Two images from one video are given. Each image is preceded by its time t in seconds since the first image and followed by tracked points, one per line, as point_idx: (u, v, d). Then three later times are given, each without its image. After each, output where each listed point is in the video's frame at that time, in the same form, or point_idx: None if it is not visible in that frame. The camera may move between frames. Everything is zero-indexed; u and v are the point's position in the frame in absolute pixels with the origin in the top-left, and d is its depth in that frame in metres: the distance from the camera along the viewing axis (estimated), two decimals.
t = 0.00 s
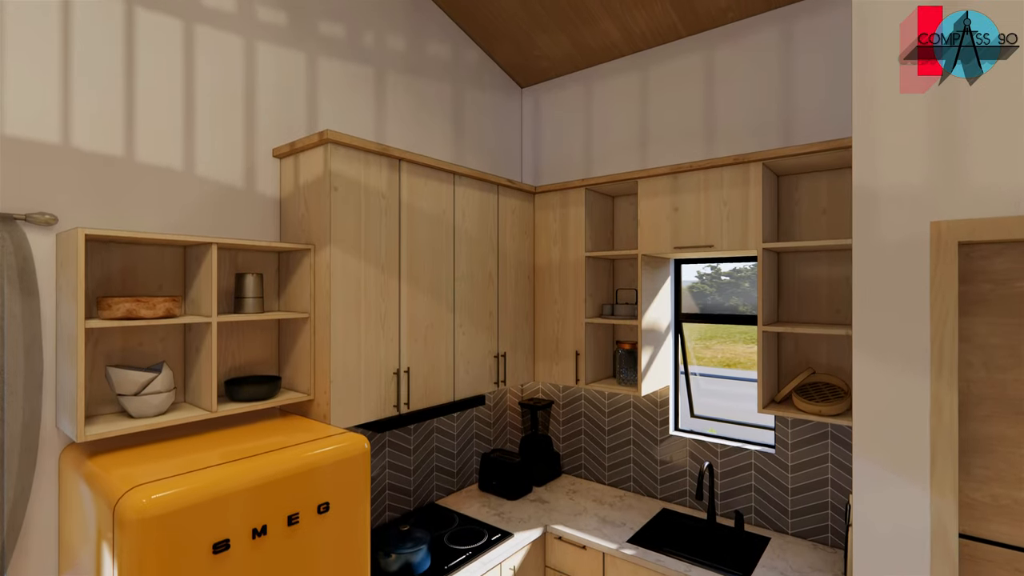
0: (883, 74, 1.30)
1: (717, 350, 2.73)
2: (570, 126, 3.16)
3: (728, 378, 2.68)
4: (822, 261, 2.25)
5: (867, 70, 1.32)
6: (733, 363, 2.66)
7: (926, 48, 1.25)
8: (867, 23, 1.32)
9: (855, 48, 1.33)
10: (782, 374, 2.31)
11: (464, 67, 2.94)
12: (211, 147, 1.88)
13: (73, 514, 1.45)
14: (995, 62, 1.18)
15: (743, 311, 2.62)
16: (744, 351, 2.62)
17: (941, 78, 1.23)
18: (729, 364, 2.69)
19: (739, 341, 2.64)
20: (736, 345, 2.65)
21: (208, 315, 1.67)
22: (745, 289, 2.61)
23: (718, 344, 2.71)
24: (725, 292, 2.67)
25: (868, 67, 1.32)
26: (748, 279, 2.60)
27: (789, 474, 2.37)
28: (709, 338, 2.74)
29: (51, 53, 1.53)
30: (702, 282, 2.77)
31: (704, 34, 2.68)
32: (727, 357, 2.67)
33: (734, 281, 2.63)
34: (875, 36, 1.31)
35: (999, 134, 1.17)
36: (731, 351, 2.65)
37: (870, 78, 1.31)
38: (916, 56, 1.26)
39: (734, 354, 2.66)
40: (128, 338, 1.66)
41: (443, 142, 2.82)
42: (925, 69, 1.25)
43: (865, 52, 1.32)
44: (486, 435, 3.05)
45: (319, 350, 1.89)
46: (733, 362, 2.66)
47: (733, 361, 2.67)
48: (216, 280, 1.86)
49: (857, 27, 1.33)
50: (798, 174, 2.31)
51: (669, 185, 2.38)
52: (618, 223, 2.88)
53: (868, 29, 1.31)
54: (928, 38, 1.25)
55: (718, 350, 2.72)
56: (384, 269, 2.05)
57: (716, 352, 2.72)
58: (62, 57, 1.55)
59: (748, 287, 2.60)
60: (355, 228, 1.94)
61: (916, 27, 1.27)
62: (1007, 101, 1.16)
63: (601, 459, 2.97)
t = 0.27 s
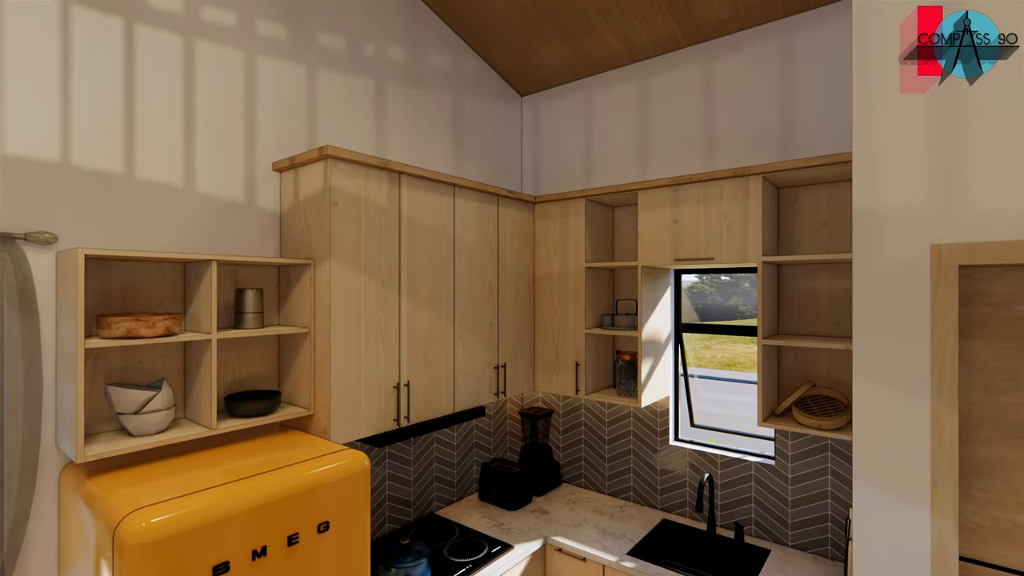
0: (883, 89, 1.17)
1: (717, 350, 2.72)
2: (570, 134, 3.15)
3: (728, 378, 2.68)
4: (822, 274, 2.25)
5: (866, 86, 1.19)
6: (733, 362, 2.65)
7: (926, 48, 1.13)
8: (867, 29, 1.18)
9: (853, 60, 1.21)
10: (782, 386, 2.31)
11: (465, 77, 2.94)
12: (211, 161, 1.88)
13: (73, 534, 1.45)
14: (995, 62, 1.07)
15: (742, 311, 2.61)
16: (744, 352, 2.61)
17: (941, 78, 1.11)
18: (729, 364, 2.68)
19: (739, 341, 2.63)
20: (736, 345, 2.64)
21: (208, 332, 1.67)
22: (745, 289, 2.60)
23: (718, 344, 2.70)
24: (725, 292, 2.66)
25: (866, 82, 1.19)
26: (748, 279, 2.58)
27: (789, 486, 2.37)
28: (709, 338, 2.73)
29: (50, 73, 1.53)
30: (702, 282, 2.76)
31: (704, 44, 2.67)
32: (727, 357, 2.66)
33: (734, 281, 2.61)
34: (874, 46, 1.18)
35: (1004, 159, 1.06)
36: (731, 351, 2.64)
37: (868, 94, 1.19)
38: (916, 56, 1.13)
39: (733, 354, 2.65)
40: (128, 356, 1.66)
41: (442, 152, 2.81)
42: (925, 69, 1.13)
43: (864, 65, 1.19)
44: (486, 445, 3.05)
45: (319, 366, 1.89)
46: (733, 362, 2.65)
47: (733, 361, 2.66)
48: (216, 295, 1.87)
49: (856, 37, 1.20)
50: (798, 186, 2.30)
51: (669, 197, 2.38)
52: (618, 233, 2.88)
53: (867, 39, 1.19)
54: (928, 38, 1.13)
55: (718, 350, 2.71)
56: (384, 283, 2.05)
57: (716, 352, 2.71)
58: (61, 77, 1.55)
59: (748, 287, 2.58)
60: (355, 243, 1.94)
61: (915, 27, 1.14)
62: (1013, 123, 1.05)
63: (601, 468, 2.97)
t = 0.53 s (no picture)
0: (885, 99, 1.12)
1: (717, 350, 2.71)
2: (569, 144, 3.15)
3: (728, 377, 2.66)
4: (822, 287, 2.25)
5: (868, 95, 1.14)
6: (733, 363, 2.64)
7: (925, 48, 1.09)
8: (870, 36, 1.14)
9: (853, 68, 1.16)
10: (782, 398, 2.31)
11: (465, 86, 2.94)
12: (211, 176, 1.88)
13: (71, 555, 1.45)
14: (995, 63, 1.03)
15: (742, 311, 2.59)
16: (744, 352, 2.61)
17: (941, 78, 1.08)
18: (729, 364, 2.67)
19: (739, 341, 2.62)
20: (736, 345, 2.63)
21: (207, 349, 1.67)
22: (746, 289, 2.58)
23: (718, 344, 2.69)
24: (725, 291, 2.64)
25: (867, 90, 1.15)
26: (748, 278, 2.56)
27: (789, 498, 2.36)
28: (709, 338, 2.72)
29: (50, 92, 1.54)
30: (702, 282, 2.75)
31: (704, 55, 2.67)
32: (727, 357, 2.65)
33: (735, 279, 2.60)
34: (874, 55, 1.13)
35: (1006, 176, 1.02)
36: (731, 351, 2.63)
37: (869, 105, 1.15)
38: (915, 56, 1.10)
39: (734, 355, 2.64)
40: (127, 373, 1.66)
41: (442, 162, 2.80)
42: (925, 69, 1.09)
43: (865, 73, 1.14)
44: (486, 454, 3.04)
45: (318, 380, 1.89)
46: (733, 362, 2.64)
47: (733, 361, 2.65)
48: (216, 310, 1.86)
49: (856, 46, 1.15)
50: (798, 198, 2.30)
51: (669, 209, 2.38)
52: (618, 243, 2.87)
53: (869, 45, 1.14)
54: (928, 38, 1.09)
55: (718, 350, 2.70)
56: (384, 297, 2.05)
57: (716, 352, 2.70)
58: (60, 96, 1.56)
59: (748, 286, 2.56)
60: (355, 258, 1.94)
61: (914, 27, 1.10)
62: (1012, 139, 1.01)
63: (601, 477, 2.97)
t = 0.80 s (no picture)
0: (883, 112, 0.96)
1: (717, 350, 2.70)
2: (569, 153, 3.15)
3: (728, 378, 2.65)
4: (822, 299, 2.24)
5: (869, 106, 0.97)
6: (733, 363, 2.63)
7: (925, 49, 0.93)
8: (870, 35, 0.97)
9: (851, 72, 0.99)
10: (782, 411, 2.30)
11: (465, 95, 2.93)
12: (210, 190, 1.87)
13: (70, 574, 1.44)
14: (996, 64, 0.88)
15: (742, 311, 2.56)
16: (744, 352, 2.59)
17: (941, 79, 0.92)
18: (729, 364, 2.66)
19: (739, 342, 2.61)
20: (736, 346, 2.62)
21: (206, 366, 1.67)
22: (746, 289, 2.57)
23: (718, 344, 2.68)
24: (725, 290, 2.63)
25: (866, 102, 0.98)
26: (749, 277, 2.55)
27: (790, 510, 2.36)
28: (709, 337, 2.72)
29: (49, 110, 1.53)
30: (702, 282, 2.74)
31: (704, 65, 2.67)
32: (727, 357, 2.64)
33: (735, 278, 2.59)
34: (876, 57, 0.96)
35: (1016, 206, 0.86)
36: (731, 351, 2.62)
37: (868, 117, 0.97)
38: (914, 57, 0.93)
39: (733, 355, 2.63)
40: (125, 390, 1.65)
41: (441, 172, 2.79)
42: (925, 69, 0.92)
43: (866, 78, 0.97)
44: (486, 463, 3.04)
45: (317, 395, 1.89)
46: (733, 362, 2.63)
47: (733, 361, 2.64)
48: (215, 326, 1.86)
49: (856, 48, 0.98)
50: (798, 211, 2.30)
51: (670, 221, 2.37)
52: (618, 252, 2.87)
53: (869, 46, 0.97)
54: (929, 38, 0.93)
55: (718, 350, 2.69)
56: (383, 311, 2.04)
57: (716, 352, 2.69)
58: (60, 114, 1.55)
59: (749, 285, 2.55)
60: (355, 272, 1.94)
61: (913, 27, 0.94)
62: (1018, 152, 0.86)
63: (601, 487, 2.96)
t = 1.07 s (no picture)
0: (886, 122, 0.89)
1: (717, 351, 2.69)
2: (569, 161, 3.14)
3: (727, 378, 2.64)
4: (822, 311, 2.24)
5: (870, 118, 0.91)
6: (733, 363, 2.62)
7: (926, 49, 0.86)
8: (875, 40, 0.90)
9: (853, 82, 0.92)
10: (783, 424, 2.30)
11: (464, 104, 2.93)
12: (209, 205, 1.87)
13: None
14: (996, 64, 0.82)
15: (742, 311, 2.54)
16: (744, 352, 2.57)
17: (941, 79, 0.85)
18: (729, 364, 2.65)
19: (739, 342, 2.59)
20: (736, 345, 2.61)
21: (205, 383, 1.66)
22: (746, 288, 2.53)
23: (718, 344, 2.67)
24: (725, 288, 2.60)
25: (868, 111, 0.91)
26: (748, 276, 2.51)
27: (790, 523, 2.36)
28: (709, 337, 2.70)
29: (46, 126, 1.52)
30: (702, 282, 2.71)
31: (704, 74, 2.66)
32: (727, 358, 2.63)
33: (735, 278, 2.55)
34: (881, 65, 0.89)
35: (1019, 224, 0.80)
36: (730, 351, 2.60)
37: (870, 127, 0.91)
38: (916, 58, 0.87)
39: (733, 355, 2.61)
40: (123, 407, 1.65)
41: (441, 181, 2.78)
42: (925, 69, 0.86)
43: (867, 90, 0.91)
44: (486, 473, 3.03)
45: (316, 410, 1.88)
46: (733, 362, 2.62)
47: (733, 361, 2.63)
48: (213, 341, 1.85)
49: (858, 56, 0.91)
50: (798, 222, 2.29)
51: (670, 232, 2.37)
52: (618, 262, 2.86)
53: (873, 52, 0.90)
54: (928, 39, 0.87)
55: (717, 350, 2.68)
56: (383, 324, 2.04)
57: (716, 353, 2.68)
58: (57, 131, 1.54)
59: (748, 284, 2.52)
60: (355, 286, 1.94)
61: (914, 30, 0.87)
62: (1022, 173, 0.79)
63: (601, 496, 2.96)
